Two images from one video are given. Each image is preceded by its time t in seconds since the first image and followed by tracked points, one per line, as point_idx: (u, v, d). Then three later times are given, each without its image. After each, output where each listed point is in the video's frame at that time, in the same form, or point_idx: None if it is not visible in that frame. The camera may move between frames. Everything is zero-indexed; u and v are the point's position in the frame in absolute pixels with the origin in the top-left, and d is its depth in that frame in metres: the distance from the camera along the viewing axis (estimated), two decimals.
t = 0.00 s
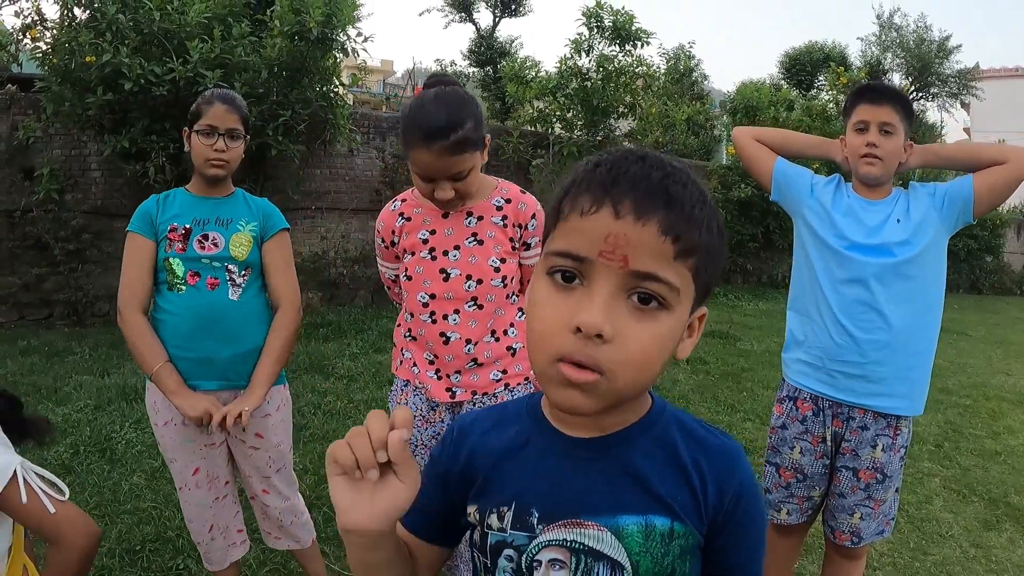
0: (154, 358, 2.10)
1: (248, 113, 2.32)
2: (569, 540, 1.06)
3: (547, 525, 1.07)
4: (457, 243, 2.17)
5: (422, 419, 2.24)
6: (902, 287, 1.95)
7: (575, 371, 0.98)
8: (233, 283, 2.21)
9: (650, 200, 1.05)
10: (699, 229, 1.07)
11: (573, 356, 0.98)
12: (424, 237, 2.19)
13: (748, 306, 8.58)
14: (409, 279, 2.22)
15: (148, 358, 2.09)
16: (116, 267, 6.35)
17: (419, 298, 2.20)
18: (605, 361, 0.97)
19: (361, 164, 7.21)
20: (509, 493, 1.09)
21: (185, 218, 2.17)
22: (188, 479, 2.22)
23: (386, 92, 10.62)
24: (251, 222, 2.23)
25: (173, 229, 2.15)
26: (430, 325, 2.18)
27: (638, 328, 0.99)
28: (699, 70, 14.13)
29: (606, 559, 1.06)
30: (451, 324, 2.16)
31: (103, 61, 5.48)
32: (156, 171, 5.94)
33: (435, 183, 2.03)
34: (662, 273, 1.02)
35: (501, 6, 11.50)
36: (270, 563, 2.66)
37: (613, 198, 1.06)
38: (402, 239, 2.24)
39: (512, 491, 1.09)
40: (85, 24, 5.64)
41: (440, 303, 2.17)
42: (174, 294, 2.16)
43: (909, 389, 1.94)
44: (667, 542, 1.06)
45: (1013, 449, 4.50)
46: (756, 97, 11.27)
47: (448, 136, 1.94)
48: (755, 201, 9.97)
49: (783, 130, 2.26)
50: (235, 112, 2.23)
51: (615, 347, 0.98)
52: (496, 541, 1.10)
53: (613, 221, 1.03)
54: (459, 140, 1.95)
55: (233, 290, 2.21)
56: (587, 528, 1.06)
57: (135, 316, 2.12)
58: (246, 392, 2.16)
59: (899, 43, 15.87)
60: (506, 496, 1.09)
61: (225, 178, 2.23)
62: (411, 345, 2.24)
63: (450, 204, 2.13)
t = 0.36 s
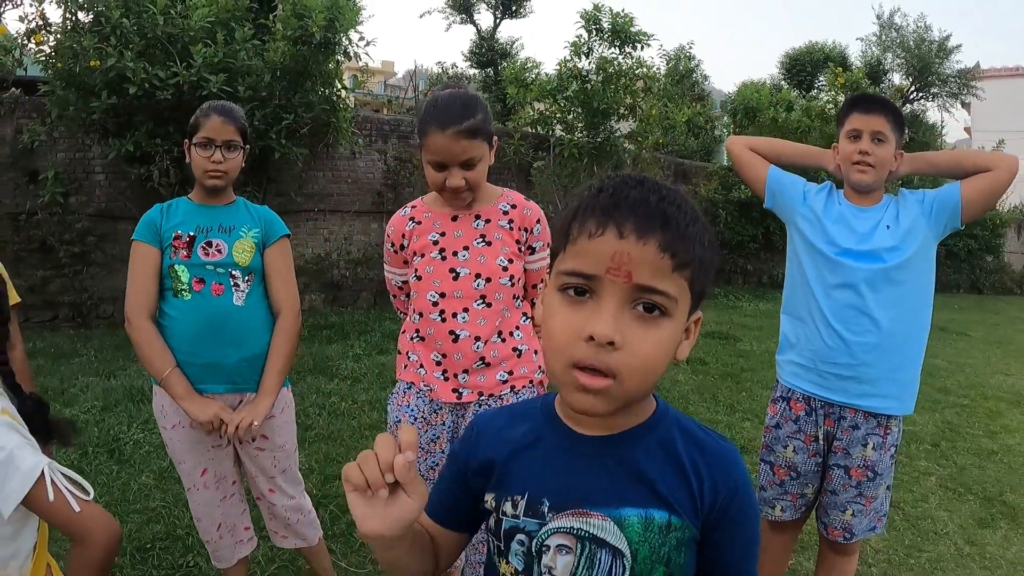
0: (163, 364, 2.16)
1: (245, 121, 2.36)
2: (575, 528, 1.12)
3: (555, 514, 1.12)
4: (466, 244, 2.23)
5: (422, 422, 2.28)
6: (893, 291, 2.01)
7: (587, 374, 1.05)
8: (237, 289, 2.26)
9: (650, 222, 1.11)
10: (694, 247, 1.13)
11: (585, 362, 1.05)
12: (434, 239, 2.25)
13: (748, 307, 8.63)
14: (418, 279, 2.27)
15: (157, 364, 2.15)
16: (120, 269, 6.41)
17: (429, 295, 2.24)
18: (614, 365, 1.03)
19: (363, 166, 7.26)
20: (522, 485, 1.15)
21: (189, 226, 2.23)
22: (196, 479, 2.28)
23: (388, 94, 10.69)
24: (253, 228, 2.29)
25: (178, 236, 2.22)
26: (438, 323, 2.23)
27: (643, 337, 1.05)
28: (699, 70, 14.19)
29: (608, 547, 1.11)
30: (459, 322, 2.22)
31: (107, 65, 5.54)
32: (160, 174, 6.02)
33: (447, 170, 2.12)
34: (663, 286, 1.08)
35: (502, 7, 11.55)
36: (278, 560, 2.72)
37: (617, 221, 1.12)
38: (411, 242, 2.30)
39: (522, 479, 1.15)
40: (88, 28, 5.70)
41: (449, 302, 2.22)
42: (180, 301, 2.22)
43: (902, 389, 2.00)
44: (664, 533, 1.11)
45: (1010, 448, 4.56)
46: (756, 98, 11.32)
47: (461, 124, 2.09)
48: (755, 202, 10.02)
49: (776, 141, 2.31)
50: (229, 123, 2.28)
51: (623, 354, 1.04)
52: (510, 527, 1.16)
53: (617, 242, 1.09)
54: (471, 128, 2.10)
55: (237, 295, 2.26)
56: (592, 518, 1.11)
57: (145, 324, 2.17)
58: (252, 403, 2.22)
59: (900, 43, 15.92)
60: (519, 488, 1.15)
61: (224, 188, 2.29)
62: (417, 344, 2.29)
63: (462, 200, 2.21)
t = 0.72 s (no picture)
0: (180, 367, 2.26)
1: (241, 131, 2.38)
2: (585, 506, 1.23)
3: (570, 493, 1.23)
4: (471, 248, 2.34)
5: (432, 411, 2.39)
6: (874, 296, 2.11)
7: (591, 378, 1.16)
8: (249, 297, 2.36)
9: (631, 247, 1.21)
10: (673, 262, 1.23)
11: (590, 369, 1.16)
12: (443, 244, 2.36)
13: (747, 308, 8.73)
14: (427, 280, 2.37)
15: (175, 367, 2.26)
16: (127, 272, 6.51)
17: (438, 294, 2.34)
18: (614, 370, 1.15)
19: (366, 169, 7.36)
20: (537, 468, 1.25)
21: (204, 238, 2.32)
22: (212, 475, 2.38)
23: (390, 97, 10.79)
24: (265, 239, 2.38)
25: (193, 248, 2.31)
26: (449, 319, 2.34)
27: (640, 346, 1.17)
28: (699, 71, 14.27)
29: (614, 522, 1.22)
30: (467, 317, 2.32)
31: (114, 72, 5.66)
32: (167, 178, 6.16)
33: (453, 179, 2.26)
34: (651, 301, 1.18)
35: (502, 9, 11.64)
36: (292, 554, 2.84)
37: (605, 249, 1.21)
38: (422, 248, 2.40)
39: (531, 462, 1.26)
40: (96, 34, 5.81)
41: (457, 299, 2.33)
42: (196, 309, 2.32)
43: (883, 388, 2.10)
44: (661, 511, 1.22)
45: (1002, 446, 4.65)
46: (755, 100, 11.41)
47: (462, 138, 2.25)
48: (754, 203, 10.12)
49: (764, 153, 2.42)
50: (219, 139, 2.30)
51: (623, 361, 1.15)
52: (528, 505, 1.25)
53: (608, 268, 1.19)
54: (472, 142, 2.26)
55: (250, 303, 2.36)
56: (601, 497, 1.22)
57: (163, 331, 2.28)
58: (264, 408, 2.32)
59: (899, 43, 16.00)
60: (536, 470, 1.25)
61: (226, 200, 2.35)
62: (428, 338, 2.37)
63: (467, 205, 2.32)
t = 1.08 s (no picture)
0: (183, 367, 2.35)
1: (243, 143, 2.45)
2: (572, 490, 1.30)
3: (560, 478, 1.31)
4: (463, 249, 2.46)
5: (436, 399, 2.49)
6: (854, 296, 2.19)
7: (560, 375, 1.24)
8: (249, 301, 2.43)
9: (586, 253, 1.29)
10: (628, 261, 1.31)
11: (558, 366, 1.24)
12: (438, 247, 2.48)
13: (745, 309, 8.80)
14: (426, 281, 2.48)
15: (177, 367, 2.35)
16: (129, 277, 6.59)
17: (437, 292, 2.45)
18: (579, 364, 1.23)
19: (366, 174, 7.43)
20: (529, 456, 1.33)
21: (207, 245, 2.42)
22: (215, 471, 2.46)
23: (390, 102, 10.88)
24: (265, 246, 2.45)
25: (196, 255, 2.41)
26: (448, 313, 2.43)
27: (601, 341, 1.24)
28: (696, 73, 14.35)
29: (600, 505, 1.30)
30: (464, 310, 2.42)
31: (117, 79, 5.73)
32: (170, 184, 6.25)
33: (438, 193, 2.39)
34: (607, 298, 1.26)
35: (500, 13, 11.73)
36: (297, 550, 2.92)
37: (562, 259, 1.30)
38: (420, 252, 2.52)
39: (523, 448, 1.34)
40: (98, 42, 5.89)
41: (454, 295, 2.43)
42: (199, 312, 2.41)
43: (865, 383, 2.18)
44: (642, 493, 1.30)
45: (995, 443, 4.72)
46: (752, 102, 11.49)
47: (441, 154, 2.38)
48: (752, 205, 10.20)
49: (750, 158, 2.49)
50: (220, 151, 2.37)
51: (586, 355, 1.23)
52: (522, 489, 1.33)
53: (565, 272, 1.28)
54: (450, 157, 2.38)
55: (250, 307, 2.43)
56: (588, 481, 1.30)
57: (167, 333, 2.37)
58: (262, 407, 2.37)
59: (896, 44, 16.08)
60: (528, 457, 1.33)
61: (229, 209, 2.43)
62: (431, 332, 2.47)
63: (455, 213, 2.45)
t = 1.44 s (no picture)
0: (183, 367, 2.39)
1: (242, 150, 2.48)
2: (557, 477, 1.34)
3: (545, 465, 1.35)
4: (461, 251, 2.52)
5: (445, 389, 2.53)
6: (844, 294, 2.23)
7: (540, 369, 1.27)
8: (247, 304, 2.47)
9: (559, 254, 1.33)
10: (601, 259, 1.34)
11: (539, 360, 1.27)
12: (438, 252, 2.54)
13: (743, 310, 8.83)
14: (428, 284, 2.54)
15: (177, 368, 2.38)
16: (130, 282, 6.62)
17: (440, 293, 2.52)
18: (559, 358, 1.26)
19: (366, 178, 7.48)
20: (518, 445, 1.38)
21: (207, 249, 2.46)
22: (216, 470, 2.50)
23: (388, 106, 10.92)
24: (263, 251, 2.48)
25: (197, 259, 2.45)
26: (451, 311, 2.50)
27: (579, 337, 1.28)
28: (694, 75, 14.39)
29: (582, 492, 1.33)
30: (466, 308, 2.49)
31: (118, 85, 5.76)
32: (170, 189, 6.29)
33: (430, 207, 2.45)
34: (584, 295, 1.30)
35: (498, 17, 11.78)
36: (300, 550, 2.96)
37: (539, 259, 1.33)
38: (420, 259, 2.57)
39: (513, 438, 1.39)
40: (99, 48, 5.93)
41: (455, 293, 2.50)
42: (198, 315, 2.45)
43: (856, 381, 2.22)
44: (623, 481, 1.33)
45: (992, 441, 4.75)
46: (750, 104, 11.54)
47: (426, 171, 2.42)
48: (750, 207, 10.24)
49: (743, 159, 2.53)
50: (221, 157, 2.41)
51: (564, 349, 1.27)
52: (511, 476, 1.38)
53: (542, 273, 1.31)
54: (436, 172, 2.43)
55: (248, 309, 2.47)
56: (570, 469, 1.34)
57: (167, 336, 2.41)
58: (260, 407, 2.41)
59: (894, 44, 16.12)
60: (516, 446, 1.38)
61: (229, 214, 2.47)
62: (441, 328, 2.53)
63: (447, 223, 2.52)
